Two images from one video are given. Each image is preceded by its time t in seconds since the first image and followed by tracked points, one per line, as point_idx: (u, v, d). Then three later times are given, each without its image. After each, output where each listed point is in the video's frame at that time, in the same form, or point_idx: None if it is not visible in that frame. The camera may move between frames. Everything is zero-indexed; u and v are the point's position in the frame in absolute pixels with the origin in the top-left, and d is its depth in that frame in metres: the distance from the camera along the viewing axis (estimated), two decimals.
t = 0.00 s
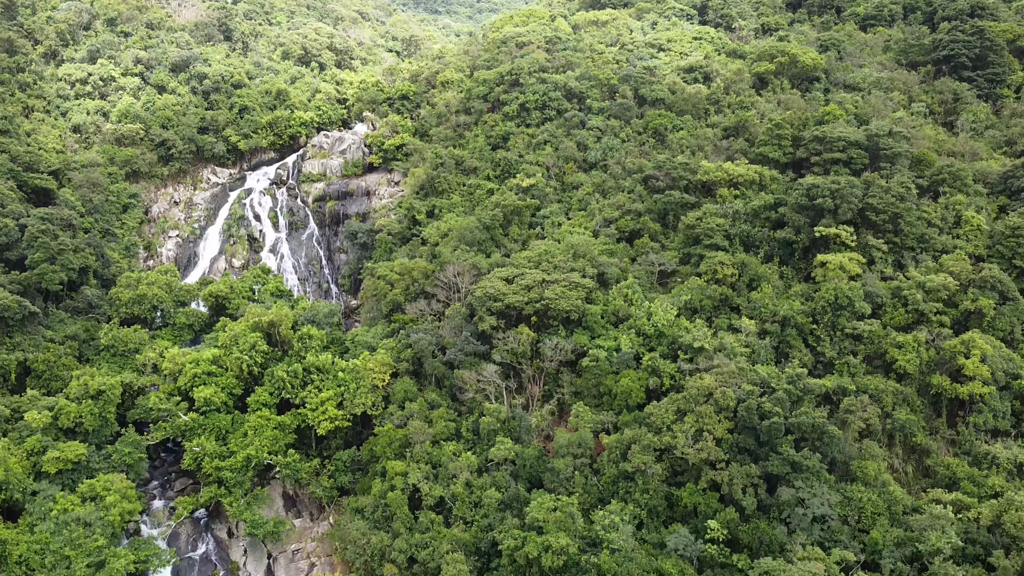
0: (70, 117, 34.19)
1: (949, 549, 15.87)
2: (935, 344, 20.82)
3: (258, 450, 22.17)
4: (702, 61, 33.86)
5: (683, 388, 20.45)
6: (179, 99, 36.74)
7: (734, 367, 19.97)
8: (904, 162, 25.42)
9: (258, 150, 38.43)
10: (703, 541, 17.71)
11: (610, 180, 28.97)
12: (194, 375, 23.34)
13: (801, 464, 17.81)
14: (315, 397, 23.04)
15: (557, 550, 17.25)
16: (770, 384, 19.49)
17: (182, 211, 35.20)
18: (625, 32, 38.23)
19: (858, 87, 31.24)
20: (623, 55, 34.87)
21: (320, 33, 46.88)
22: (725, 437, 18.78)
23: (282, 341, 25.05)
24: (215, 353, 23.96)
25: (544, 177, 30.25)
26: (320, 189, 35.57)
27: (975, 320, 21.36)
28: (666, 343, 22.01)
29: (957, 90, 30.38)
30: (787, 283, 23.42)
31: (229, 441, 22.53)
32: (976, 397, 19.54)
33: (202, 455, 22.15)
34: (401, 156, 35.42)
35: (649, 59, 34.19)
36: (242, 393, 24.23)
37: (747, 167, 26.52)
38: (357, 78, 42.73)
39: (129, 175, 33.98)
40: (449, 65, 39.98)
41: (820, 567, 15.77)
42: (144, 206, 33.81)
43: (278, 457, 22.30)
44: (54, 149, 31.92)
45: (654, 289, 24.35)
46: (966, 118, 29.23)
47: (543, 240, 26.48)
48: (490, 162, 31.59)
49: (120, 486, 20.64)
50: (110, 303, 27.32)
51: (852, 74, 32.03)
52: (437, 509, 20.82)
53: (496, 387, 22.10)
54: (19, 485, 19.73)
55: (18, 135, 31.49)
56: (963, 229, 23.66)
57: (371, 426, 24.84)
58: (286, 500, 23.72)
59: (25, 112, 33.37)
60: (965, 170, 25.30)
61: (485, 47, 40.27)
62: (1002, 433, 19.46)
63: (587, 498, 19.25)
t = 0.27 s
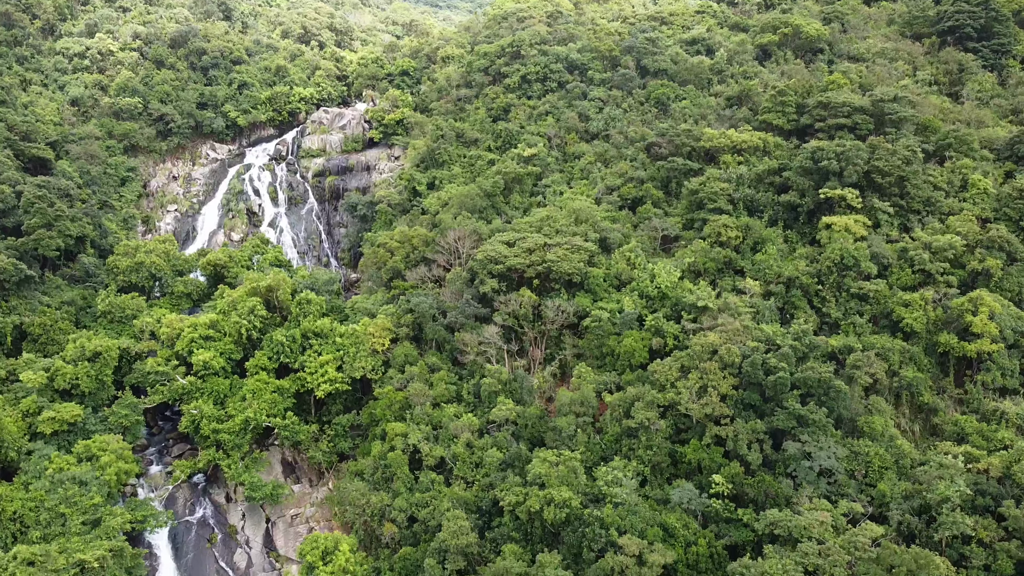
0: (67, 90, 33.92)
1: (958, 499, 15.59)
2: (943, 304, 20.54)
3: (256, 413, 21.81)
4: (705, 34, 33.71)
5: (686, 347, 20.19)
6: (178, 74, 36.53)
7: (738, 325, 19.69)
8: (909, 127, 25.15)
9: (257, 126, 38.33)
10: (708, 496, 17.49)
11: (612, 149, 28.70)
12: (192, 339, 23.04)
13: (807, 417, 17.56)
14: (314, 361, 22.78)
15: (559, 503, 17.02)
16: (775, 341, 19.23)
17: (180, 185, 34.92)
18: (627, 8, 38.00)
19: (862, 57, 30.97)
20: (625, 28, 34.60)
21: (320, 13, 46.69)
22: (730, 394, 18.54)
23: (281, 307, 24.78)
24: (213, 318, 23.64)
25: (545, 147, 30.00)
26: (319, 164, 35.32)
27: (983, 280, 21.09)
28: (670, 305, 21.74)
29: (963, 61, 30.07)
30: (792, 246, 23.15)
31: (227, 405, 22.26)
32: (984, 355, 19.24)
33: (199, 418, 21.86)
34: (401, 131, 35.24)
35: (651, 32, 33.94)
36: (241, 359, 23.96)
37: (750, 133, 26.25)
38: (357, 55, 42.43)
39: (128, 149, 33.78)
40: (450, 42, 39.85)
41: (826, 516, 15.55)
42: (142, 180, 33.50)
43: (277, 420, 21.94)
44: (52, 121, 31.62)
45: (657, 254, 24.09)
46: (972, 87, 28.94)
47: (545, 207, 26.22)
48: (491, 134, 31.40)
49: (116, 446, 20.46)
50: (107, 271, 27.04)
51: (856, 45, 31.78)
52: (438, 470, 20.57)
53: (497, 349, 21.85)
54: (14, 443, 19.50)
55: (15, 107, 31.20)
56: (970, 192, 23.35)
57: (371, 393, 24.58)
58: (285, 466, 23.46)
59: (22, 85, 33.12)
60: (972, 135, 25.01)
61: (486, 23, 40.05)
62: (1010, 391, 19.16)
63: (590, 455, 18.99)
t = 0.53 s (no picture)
0: (65, 63, 33.64)
1: (968, 446, 15.33)
2: (951, 261, 20.25)
3: (256, 374, 21.60)
4: (709, 5, 33.51)
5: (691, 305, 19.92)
6: (177, 49, 36.42)
7: (744, 281, 19.43)
8: (916, 90, 24.88)
9: (257, 102, 38.18)
10: (714, 448, 17.27)
11: (614, 117, 28.47)
12: (191, 302, 22.78)
13: (814, 369, 17.31)
14: (313, 324, 22.55)
15: (562, 455, 16.80)
16: (781, 295, 18.99)
17: (179, 159, 34.61)
18: None
19: (867, 27, 30.72)
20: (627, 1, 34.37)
21: None
22: (736, 347, 18.30)
23: (281, 272, 24.54)
24: (212, 281, 23.37)
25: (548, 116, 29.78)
26: (319, 139, 35.09)
27: (992, 238, 20.78)
28: (674, 265, 21.48)
29: (969, 30, 29.80)
30: (797, 207, 22.88)
31: (226, 367, 22.02)
32: (993, 311, 18.97)
33: (198, 379, 21.65)
34: (402, 106, 35.08)
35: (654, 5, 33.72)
36: (240, 323, 23.70)
37: (755, 98, 25.98)
38: (357, 33, 42.28)
39: (127, 123, 33.52)
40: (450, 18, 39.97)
41: (834, 462, 15.33)
42: (141, 153, 33.20)
43: (276, 381, 21.74)
44: (50, 92, 31.34)
45: (660, 217, 23.83)
46: (978, 54, 28.65)
47: (547, 172, 25.95)
48: (493, 104, 31.20)
49: (114, 405, 20.23)
50: (105, 239, 26.78)
51: (861, 15, 31.53)
52: (439, 430, 20.32)
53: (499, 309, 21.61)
54: (10, 401, 19.24)
55: (13, 78, 30.95)
56: (977, 154, 23.06)
57: (371, 358, 24.34)
58: (285, 432, 23.22)
59: (20, 58, 32.90)
60: (979, 97, 24.72)
61: None
62: (1020, 347, 18.87)
63: (593, 411, 18.74)
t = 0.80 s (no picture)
0: (64, 35, 33.47)
1: (979, 390, 15.08)
2: (959, 217, 19.99)
3: (256, 333, 21.37)
4: None
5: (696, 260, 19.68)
6: (177, 24, 36.60)
7: (750, 235, 19.18)
8: (922, 52, 24.66)
9: (257, 77, 38.00)
10: (720, 398, 17.02)
11: (618, 85, 28.30)
12: (190, 263, 22.56)
13: (821, 318, 17.08)
14: (314, 285, 22.32)
15: (567, 403, 16.55)
16: (788, 248, 18.74)
17: (179, 133, 34.34)
18: None
19: None
20: None
21: None
22: (742, 300, 18.10)
23: (281, 235, 24.31)
24: (211, 243, 23.14)
25: (550, 85, 29.63)
26: (319, 112, 34.93)
27: (1001, 194, 20.52)
28: (678, 223, 21.23)
29: None
30: (803, 168, 22.64)
31: (226, 327, 21.77)
32: (1002, 265, 18.69)
33: (197, 338, 21.42)
34: (402, 79, 34.96)
35: None
36: (239, 285, 23.46)
37: (760, 62, 25.77)
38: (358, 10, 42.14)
39: (126, 95, 33.28)
40: None
41: (843, 407, 15.08)
42: (140, 126, 32.89)
43: (276, 341, 21.53)
44: (49, 62, 31.08)
45: (664, 179, 23.60)
46: (985, 21, 28.42)
47: (550, 136, 25.73)
48: (495, 74, 31.09)
49: (112, 361, 20.08)
50: (104, 205, 26.54)
51: None
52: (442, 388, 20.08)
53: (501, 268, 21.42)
54: (7, 356, 19.01)
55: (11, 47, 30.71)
56: (985, 113, 22.77)
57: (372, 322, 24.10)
58: (285, 395, 22.99)
59: (19, 29, 32.71)
60: (986, 59, 24.50)
61: None
62: None
63: (597, 365, 18.50)
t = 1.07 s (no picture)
0: (63, 7, 33.33)
1: (992, 332, 14.81)
2: (968, 171, 19.73)
3: (256, 292, 21.15)
4: None
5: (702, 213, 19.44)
6: None
7: (756, 187, 18.95)
8: (929, 13, 24.44)
9: (258, 51, 38.06)
10: (726, 347, 16.74)
11: (621, 51, 28.14)
12: (189, 223, 22.36)
13: (829, 266, 16.86)
14: (314, 244, 22.10)
15: (571, 350, 16.30)
16: (794, 200, 18.51)
17: (178, 105, 34.11)
18: None
19: None
20: None
21: None
22: (749, 250, 17.91)
23: (281, 197, 24.09)
24: (210, 204, 22.95)
25: (553, 53, 29.51)
26: (320, 85, 34.73)
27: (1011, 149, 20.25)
28: (683, 179, 20.99)
29: None
30: (809, 126, 22.39)
31: (226, 286, 21.52)
32: (1011, 217, 18.42)
33: (197, 297, 21.16)
34: (403, 51, 34.88)
35: None
36: (239, 247, 23.20)
37: (765, 25, 25.57)
38: None
39: (126, 66, 33.05)
40: None
41: (852, 349, 14.83)
42: (139, 97, 32.62)
43: (276, 299, 21.31)
44: (48, 31, 30.84)
45: (668, 139, 23.37)
46: None
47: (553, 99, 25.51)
48: (497, 43, 31.06)
49: (110, 317, 19.90)
50: (102, 170, 26.31)
51: None
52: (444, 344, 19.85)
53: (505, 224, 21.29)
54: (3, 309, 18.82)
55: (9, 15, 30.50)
56: (993, 72, 22.53)
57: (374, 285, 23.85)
58: (286, 357, 22.78)
59: None
60: (993, 20, 24.29)
61: None
62: None
63: (601, 317, 18.25)
